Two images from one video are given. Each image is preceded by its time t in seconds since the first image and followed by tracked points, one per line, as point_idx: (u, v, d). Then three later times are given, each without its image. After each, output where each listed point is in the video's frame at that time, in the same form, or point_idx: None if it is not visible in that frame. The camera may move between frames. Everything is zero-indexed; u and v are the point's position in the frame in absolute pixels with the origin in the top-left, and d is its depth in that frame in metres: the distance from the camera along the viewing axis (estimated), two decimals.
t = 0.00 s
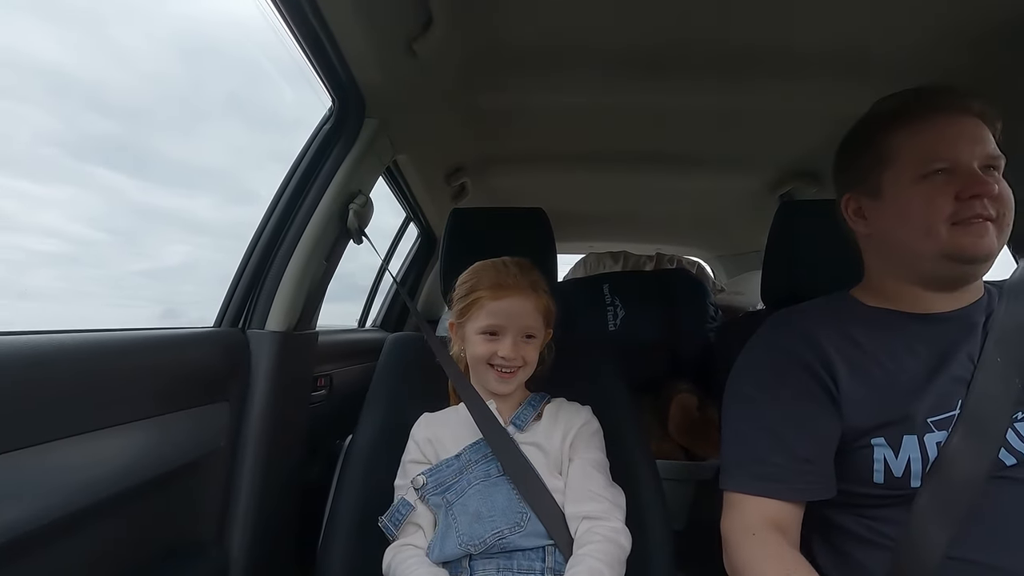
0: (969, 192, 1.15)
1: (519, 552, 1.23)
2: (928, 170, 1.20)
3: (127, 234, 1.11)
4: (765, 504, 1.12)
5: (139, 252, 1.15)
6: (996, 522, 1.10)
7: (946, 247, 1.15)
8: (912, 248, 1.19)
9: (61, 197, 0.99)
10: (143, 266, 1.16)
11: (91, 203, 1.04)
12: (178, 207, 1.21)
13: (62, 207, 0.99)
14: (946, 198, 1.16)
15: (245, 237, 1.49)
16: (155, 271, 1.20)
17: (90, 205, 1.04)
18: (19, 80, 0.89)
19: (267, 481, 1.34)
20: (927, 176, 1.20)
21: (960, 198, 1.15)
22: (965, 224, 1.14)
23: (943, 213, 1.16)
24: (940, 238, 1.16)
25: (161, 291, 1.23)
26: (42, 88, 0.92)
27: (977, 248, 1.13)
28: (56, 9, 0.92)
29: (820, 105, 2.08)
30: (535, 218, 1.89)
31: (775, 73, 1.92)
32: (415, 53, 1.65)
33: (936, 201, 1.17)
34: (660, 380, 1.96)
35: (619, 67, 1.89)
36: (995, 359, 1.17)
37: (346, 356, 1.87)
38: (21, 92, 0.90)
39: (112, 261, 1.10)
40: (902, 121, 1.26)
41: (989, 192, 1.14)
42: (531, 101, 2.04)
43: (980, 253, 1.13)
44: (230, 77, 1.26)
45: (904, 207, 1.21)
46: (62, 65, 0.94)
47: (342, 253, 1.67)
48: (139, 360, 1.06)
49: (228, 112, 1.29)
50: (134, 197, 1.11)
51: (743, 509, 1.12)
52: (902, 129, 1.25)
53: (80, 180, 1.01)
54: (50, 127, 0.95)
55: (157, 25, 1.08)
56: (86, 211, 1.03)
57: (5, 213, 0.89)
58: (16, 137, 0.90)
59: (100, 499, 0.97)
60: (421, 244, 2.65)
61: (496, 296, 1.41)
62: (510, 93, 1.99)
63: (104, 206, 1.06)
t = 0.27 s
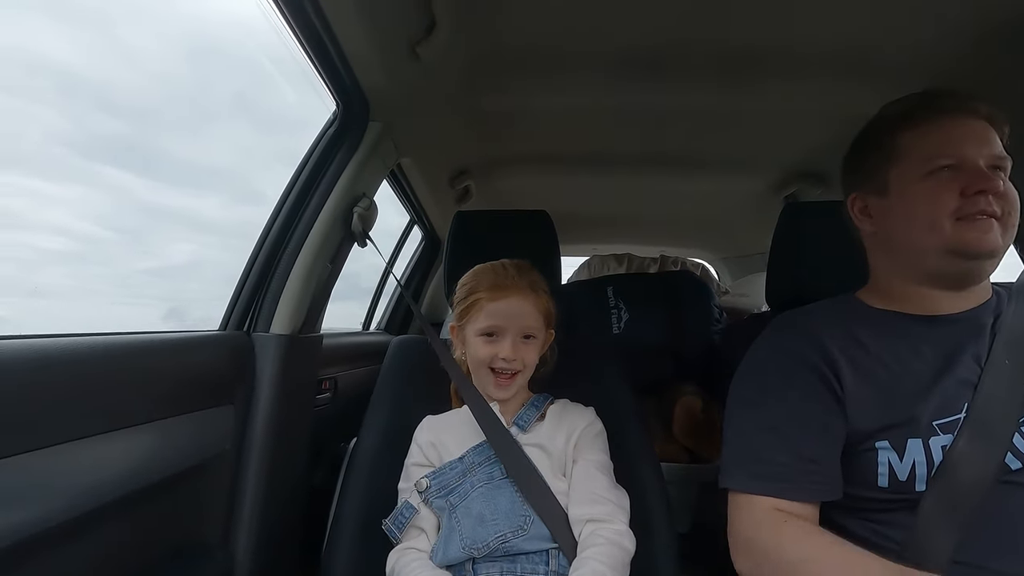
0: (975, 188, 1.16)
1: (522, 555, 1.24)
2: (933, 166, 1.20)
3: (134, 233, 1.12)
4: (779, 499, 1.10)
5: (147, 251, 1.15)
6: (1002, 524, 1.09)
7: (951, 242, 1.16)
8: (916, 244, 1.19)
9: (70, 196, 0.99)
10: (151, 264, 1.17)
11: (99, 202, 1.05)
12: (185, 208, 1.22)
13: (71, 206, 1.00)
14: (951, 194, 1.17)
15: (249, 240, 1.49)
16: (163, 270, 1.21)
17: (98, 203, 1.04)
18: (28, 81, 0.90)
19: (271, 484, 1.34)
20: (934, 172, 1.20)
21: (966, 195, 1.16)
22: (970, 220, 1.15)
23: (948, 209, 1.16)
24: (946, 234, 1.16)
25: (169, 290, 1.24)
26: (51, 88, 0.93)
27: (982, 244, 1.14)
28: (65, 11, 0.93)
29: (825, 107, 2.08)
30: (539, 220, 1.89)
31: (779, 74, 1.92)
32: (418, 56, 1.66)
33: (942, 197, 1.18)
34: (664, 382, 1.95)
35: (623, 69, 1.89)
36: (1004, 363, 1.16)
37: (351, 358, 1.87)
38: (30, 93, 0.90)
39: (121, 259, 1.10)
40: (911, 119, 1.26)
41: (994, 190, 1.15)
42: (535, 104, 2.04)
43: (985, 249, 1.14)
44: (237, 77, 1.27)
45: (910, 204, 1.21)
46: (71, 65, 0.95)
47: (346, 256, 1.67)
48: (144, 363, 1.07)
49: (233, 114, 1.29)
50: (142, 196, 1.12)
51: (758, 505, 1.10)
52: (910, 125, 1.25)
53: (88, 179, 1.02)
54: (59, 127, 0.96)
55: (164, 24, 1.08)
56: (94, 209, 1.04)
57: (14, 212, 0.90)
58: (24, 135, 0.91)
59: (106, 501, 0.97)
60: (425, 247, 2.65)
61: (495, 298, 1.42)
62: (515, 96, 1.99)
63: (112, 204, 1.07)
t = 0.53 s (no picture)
0: (954, 196, 1.16)
1: (514, 571, 1.23)
2: (910, 179, 1.22)
3: (134, 230, 1.11)
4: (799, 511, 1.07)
5: (146, 251, 1.14)
6: (999, 544, 1.09)
7: (936, 250, 1.15)
8: (901, 256, 1.19)
9: (70, 195, 0.98)
10: (150, 265, 1.16)
11: (99, 201, 1.03)
12: (184, 212, 1.21)
13: (70, 206, 0.99)
14: (931, 204, 1.17)
15: (244, 249, 1.48)
16: (162, 270, 1.20)
17: (94, 202, 1.03)
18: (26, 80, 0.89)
19: (263, 496, 1.33)
20: (911, 184, 1.21)
21: (946, 203, 1.17)
22: (952, 227, 1.15)
23: (930, 218, 1.17)
24: (930, 243, 1.16)
25: (168, 288, 1.23)
26: (52, 86, 0.92)
27: (967, 250, 1.13)
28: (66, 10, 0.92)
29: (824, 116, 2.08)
30: (536, 226, 1.89)
31: (778, 84, 1.92)
32: (415, 65, 1.66)
33: (923, 207, 1.18)
34: (661, 391, 1.94)
35: (622, 78, 1.88)
36: (999, 376, 1.14)
37: (345, 367, 1.86)
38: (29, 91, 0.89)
39: (119, 258, 1.09)
40: (888, 135, 1.28)
41: (972, 197, 1.16)
42: (533, 112, 2.04)
43: (971, 254, 1.13)
44: (240, 76, 1.26)
45: (891, 217, 1.21)
46: (67, 62, 0.93)
47: (342, 265, 1.66)
48: (137, 375, 1.06)
49: (235, 116, 1.27)
50: (145, 195, 1.11)
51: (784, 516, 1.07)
52: (887, 141, 1.27)
53: (86, 176, 1.00)
54: (58, 125, 0.94)
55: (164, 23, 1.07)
56: (93, 209, 1.03)
57: (10, 211, 0.89)
58: (22, 132, 0.90)
59: (96, 516, 0.96)
60: (422, 253, 2.64)
61: (475, 308, 1.41)
62: (512, 104, 1.99)
63: (112, 202, 1.06)
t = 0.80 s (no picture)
0: (942, 186, 1.17)
1: (524, 559, 1.24)
2: (895, 176, 1.23)
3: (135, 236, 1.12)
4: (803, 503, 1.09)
5: (150, 253, 1.15)
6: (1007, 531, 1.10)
7: (934, 240, 1.15)
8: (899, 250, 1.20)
9: (74, 200, 0.99)
10: (153, 265, 1.17)
11: (98, 206, 1.04)
12: (186, 218, 1.23)
13: (74, 209, 0.99)
14: (921, 197, 1.18)
15: (255, 241, 1.49)
16: (166, 271, 1.21)
17: (95, 207, 1.03)
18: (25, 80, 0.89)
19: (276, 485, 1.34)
20: (897, 180, 1.23)
21: (936, 193, 1.17)
22: (946, 216, 1.15)
23: (922, 210, 1.17)
24: (927, 234, 1.16)
25: (171, 291, 1.24)
26: (51, 90, 0.93)
27: (966, 236, 1.13)
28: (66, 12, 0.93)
29: (827, 114, 2.09)
30: (542, 223, 1.90)
31: (782, 82, 1.93)
32: (426, 60, 1.67)
33: (914, 201, 1.19)
34: (667, 385, 1.95)
35: (627, 75, 1.89)
36: (1008, 370, 1.16)
37: (353, 360, 1.87)
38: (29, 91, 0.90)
39: (126, 264, 1.10)
40: (870, 139, 1.30)
41: (959, 184, 1.17)
42: (538, 108, 2.05)
43: (970, 240, 1.13)
44: (239, 77, 1.27)
45: (883, 215, 1.22)
46: (69, 65, 0.94)
47: (352, 257, 1.67)
48: (149, 366, 1.06)
49: (229, 124, 1.28)
50: (145, 200, 1.12)
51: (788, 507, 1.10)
52: (871, 144, 1.29)
53: (90, 178, 1.01)
54: (62, 128, 0.95)
55: (162, 26, 1.08)
56: (98, 212, 1.04)
57: (14, 213, 0.90)
58: (29, 137, 0.91)
59: (110, 504, 0.97)
60: (426, 250, 2.66)
61: (476, 299, 1.45)
62: (519, 100, 2.00)
63: (112, 206, 1.07)
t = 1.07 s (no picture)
0: (959, 189, 1.18)
1: (531, 561, 1.23)
2: (911, 179, 1.24)
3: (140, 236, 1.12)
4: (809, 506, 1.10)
5: (154, 252, 1.16)
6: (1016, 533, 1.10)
7: (951, 243, 1.16)
8: (914, 253, 1.20)
9: (82, 198, 1.00)
10: (154, 263, 1.16)
11: (103, 207, 1.04)
12: (190, 217, 1.23)
13: (80, 207, 1.00)
14: (937, 199, 1.19)
15: (262, 241, 1.49)
16: (170, 271, 1.21)
17: (103, 206, 1.04)
18: (32, 80, 0.89)
19: (281, 485, 1.34)
20: (913, 183, 1.24)
21: (953, 196, 1.18)
22: (963, 219, 1.16)
23: (939, 213, 1.18)
24: (944, 236, 1.17)
25: (176, 290, 1.24)
26: (58, 89, 0.93)
27: (983, 239, 1.13)
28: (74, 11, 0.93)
29: (831, 118, 2.10)
30: (548, 225, 1.90)
31: (786, 85, 1.94)
32: (435, 60, 1.67)
33: (930, 203, 1.20)
34: (671, 387, 1.96)
35: (632, 77, 1.90)
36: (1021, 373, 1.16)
37: (357, 361, 1.87)
38: (36, 91, 0.90)
39: (129, 263, 1.11)
40: (890, 142, 1.32)
41: (977, 187, 1.17)
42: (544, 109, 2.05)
43: (988, 243, 1.13)
44: (241, 79, 1.27)
45: (899, 217, 1.23)
46: (78, 67, 0.95)
47: (358, 258, 1.67)
48: (157, 364, 1.06)
49: (230, 124, 1.28)
50: (150, 199, 1.12)
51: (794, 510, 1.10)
52: (890, 147, 1.30)
53: (97, 178, 1.01)
54: (69, 127, 0.96)
55: (166, 27, 1.07)
56: (104, 212, 1.04)
57: (16, 212, 0.89)
58: (36, 141, 0.91)
59: (118, 504, 0.96)
60: (429, 251, 2.66)
61: (489, 300, 1.44)
62: (525, 100, 1.99)
63: (119, 205, 1.07)
